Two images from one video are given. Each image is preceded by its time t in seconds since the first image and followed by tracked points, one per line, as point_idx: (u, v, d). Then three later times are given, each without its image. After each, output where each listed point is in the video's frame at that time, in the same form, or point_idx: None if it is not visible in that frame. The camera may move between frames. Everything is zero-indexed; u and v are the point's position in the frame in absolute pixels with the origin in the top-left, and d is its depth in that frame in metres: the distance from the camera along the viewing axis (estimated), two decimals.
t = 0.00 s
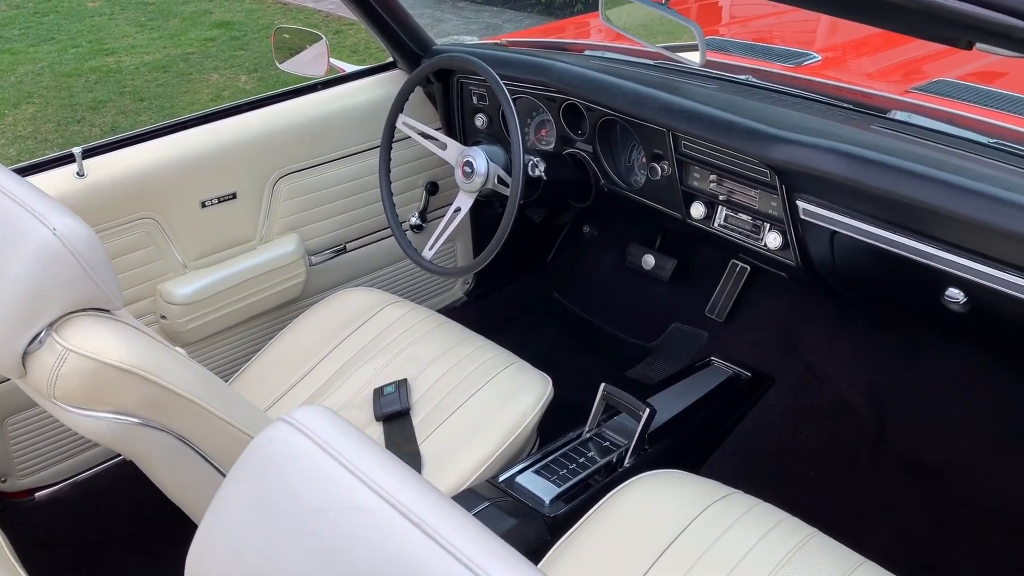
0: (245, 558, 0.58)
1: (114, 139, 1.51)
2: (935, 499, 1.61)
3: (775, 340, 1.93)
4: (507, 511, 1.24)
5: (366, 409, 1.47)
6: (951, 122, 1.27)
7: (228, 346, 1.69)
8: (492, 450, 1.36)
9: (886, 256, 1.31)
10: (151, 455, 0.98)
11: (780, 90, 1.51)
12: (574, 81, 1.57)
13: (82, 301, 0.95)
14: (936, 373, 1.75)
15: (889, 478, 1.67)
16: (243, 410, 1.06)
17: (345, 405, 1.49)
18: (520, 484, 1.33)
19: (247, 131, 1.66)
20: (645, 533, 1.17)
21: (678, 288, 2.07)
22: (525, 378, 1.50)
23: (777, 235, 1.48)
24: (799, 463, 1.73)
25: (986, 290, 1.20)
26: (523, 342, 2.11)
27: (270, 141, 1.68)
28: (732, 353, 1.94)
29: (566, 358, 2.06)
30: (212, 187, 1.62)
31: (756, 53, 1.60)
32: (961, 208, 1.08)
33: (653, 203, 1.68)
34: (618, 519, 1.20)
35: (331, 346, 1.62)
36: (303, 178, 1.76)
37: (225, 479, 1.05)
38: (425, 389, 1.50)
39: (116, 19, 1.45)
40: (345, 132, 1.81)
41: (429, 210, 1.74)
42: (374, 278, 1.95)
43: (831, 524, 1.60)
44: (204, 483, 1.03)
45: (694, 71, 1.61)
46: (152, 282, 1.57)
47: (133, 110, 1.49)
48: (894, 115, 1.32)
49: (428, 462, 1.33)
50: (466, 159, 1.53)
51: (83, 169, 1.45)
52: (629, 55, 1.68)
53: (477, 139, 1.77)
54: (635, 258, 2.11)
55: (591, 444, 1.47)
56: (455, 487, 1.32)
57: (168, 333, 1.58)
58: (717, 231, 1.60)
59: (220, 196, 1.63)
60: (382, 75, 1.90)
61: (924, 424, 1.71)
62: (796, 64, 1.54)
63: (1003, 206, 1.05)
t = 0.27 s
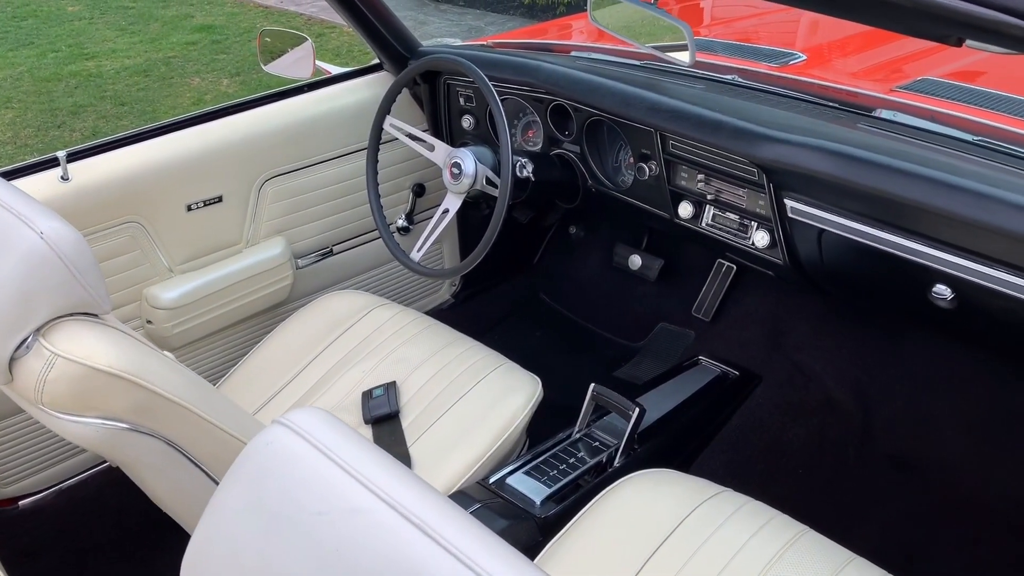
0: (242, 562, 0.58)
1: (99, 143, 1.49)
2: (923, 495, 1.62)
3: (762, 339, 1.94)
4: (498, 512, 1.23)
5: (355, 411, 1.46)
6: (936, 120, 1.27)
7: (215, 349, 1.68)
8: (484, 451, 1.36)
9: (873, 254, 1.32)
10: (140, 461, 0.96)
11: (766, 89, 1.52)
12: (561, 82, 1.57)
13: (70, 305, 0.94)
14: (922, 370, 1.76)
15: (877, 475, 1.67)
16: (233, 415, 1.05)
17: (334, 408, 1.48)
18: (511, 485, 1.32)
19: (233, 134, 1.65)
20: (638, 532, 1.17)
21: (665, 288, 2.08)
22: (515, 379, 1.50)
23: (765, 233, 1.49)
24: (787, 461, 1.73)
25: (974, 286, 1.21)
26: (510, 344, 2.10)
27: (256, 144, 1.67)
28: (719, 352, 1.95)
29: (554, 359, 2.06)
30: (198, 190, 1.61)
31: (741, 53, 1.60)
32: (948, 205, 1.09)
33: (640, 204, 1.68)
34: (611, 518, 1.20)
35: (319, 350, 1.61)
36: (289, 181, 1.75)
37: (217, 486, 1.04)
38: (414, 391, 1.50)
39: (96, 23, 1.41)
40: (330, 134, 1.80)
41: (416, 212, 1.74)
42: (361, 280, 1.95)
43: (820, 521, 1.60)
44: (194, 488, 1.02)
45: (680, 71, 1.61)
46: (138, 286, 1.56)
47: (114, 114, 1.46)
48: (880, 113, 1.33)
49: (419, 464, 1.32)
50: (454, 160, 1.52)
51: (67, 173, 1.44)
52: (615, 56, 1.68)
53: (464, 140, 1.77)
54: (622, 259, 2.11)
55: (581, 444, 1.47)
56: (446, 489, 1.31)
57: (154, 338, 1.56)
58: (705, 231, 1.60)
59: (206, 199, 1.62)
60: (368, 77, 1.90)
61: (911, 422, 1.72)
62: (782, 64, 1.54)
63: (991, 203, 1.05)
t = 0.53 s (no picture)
0: (242, 566, 0.57)
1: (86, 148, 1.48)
2: (914, 493, 1.63)
3: (752, 338, 1.94)
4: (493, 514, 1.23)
5: (347, 415, 1.46)
6: (924, 118, 1.28)
7: (205, 354, 1.67)
8: (478, 454, 1.36)
9: (863, 251, 1.33)
10: (132, 467, 0.95)
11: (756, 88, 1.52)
12: (551, 83, 1.57)
13: (60, 310, 0.94)
14: (912, 367, 1.77)
15: (869, 472, 1.68)
16: (227, 420, 1.04)
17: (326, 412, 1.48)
18: (505, 487, 1.32)
19: (221, 138, 1.64)
20: (633, 532, 1.17)
21: (655, 288, 2.08)
22: (507, 381, 1.50)
23: (756, 232, 1.49)
24: (779, 460, 1.73)
25: (965, 282, 1.21)
26: (501, 346, 2.10)
27: (244, 147, 1.67)
28: (710, 351, 1.95)
29: (545, 360, 2.06)
30: (187, 194, 1.60)
31: (729, 53, 1.61)
32: (939, 202, 1.09)
33: (630, 204, 1.69)
34: (606, 519, 1.20)
35: (311, 353, 1.60)
36: (278, 184, 1.74)
37: (211, 492, 1.03)
38: (406, 394, 1.49)
39: (80, 27, 1.36)
40: (320, 137, 1.80)
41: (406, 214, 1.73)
42: (352, 283, 1.94)
43: (813, 519, 1.60)
44: (187, 494, 1.01)
45: (669, 71, 1.62)
46: (127, 291, 1.54)
47: (99, 120, 1.44)
48: (869, 112, 1.34)
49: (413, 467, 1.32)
50: (445, 162, 1.52)
51: (55, 178, 1.42)
52: (604, 57, 1.69)
53: (454, 142, 1.77)
54: (612, 259, 2.10)
55: (574, 445, 1.47)
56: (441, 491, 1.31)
57: (143, 343, 1.55)
58: (695, 230, 1.60)
59: (195, 203, 1.62)
60: (357, 80, 1.90)
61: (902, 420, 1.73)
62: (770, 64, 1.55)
63: (981, 199, 1.06)
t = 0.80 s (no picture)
0: (240, 567, 0.57)
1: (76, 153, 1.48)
2: (909, 492, 1.63)
3: (745, 339, 1.94)
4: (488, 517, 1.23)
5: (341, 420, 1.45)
6: (914, 117, 1.29)
7: (197, 359, 1.66)
8: (473, 456, 1.35)
9: (856, 250, 1.33)
10: (126, 473, 0.94)
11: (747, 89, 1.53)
12: (543, 85, 1.57)
13: (53, 313, 0.93)
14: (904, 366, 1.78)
15: (863, 472, 1.68)
16: (221, 424, 1.04)
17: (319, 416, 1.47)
18: (500, 490, 1.32)
19: (213, 143, 1.64)
20: (629, 533, 1.16)
21: (648, 290, 2.08)
22: (502, 384, 1.49)
23: (749, 232, 1.49)
24: (774, 461, 1.74)
25: (958, 280, 1.22)
26: (494, 350, 2.10)
27: (236, 152, 1.66)
28: (703, 353, 1.95)
29: (538, 363, 2.06)
30: (178, 199, 1.59)
31: (720, 55, 1.62)
32: (931, 200, 1.10)
33: (623, 206, 1.69)
34: (602, 520, 1.20)
35: (304, 357, 1.60)
36: (270, 189, 1.74)
37: (206, 497, 1.03)
38: (400, 397, 1.49)
39: (68, 36, 1.34)
40: (311, 141, 1.79)
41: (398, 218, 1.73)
42: (344, 287, 1.94)
43: (809, 520, 1.60)
44: (181, 500, 1.00)
45: (660, 72, 1.62)
46: (118, 297, 1.54)
47: (88, 128, 1.42)
48: (859, 111, 1.34)
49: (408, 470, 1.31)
50: (437, 165, 1.52)
51: (45, 183, 1.42)
52: (595, 59, 1.69)
53: (445, 145, 1.77)
54: (604, 262, 2.11)
55: (569, 447, 1.47)
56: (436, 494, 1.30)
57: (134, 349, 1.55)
58: (688, 231, 1.61)
59: (187, 208, 1.61)
60: (348, 84, 1.89)
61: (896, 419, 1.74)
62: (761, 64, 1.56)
63: (973, 196, 1.07)
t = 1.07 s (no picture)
0: (239, 568, 0.57)
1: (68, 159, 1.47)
2: (905, 491, 1.63)
3: (740, 341, 1.95)
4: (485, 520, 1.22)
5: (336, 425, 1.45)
6: (906, 117, 1.29)
7: (191, 365, 1.65)
8: (470, 460, 1.35)
9: (850, 250, 1.33)
10: (121, 479, 0.94)
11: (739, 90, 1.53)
12: (536, 88, 1.57)
13: (47, 318, 0.93)
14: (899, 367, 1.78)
15: (860, 472, 1.68)
16: (217, 428, 1.03)
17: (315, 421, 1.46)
18: (496, 493, 1.32)
19: (205, 148, 1.63)
20: (627, 535, 1.16)
21: (642, 293, 2.08)
22: (497, 387, 1.49)
23: (743, 233, 1.50)
24: (770, 462, 1.74)
25: (952, 279, 1.22)
26: (489, 354, 2.09)
27: (228, 157, 1.66)
28: (698, 355, 1.95)
29: (533, 367, 2.06)
30: (171, 205, 1.59)
31: (712, 57, 1.63)
32: (926, 199, 1.10)
33: (616, 208, 1.69)
34: (599, 522, 1.19)
35: (299, 363, 1.59)
36: (263, 194, 1.73)
37: (202, 502, 1.02)
38: (396, 402, 1.49)
39: (59, 45, 1.35)
40: (304, 146, 1.79)
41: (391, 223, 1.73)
42: (338, 292, 1.93)
43: (806, 520, 1.60)
44: (177, 505, 0.99)
45: (652, 74, 1.62)
46: (112, 303, 1.53)
47: (79, 136, 1.43)
48: (852, 111, 1.35)
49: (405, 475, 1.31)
50: (431, 169, 1.52)
51: (38, 189, 1.41)
52: (588, 62, 1.69)
53: (438, 149, 1.77)
54: (598, 266, 2.13)
55: (565, 450, 1.46)
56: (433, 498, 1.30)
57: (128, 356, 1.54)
58: (682, 233, 1.61)
59: (180, 213, 1.61)
60: (340, 89, 1.89)
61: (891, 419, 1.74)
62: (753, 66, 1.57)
63: (968, 195, 1.07)
